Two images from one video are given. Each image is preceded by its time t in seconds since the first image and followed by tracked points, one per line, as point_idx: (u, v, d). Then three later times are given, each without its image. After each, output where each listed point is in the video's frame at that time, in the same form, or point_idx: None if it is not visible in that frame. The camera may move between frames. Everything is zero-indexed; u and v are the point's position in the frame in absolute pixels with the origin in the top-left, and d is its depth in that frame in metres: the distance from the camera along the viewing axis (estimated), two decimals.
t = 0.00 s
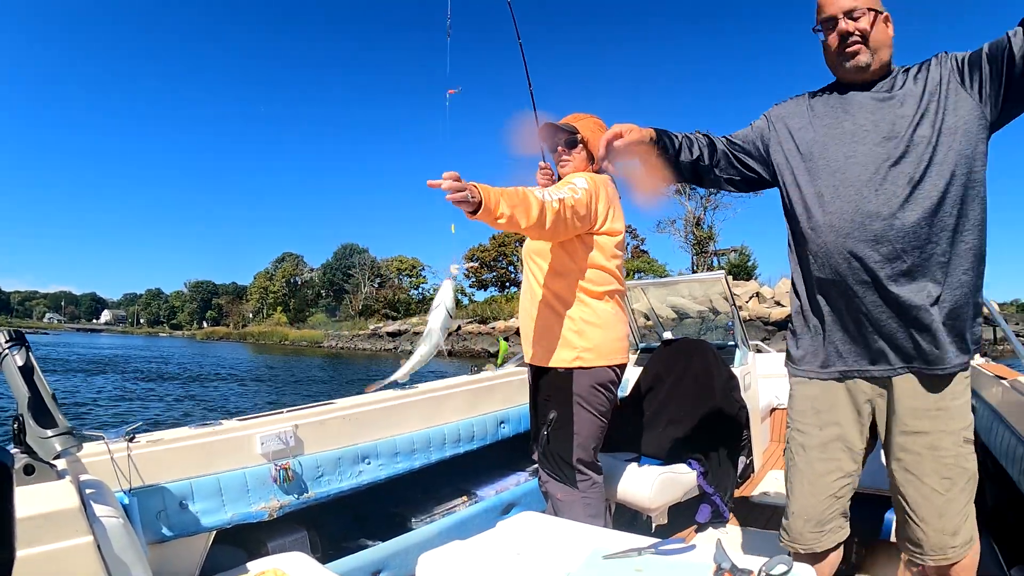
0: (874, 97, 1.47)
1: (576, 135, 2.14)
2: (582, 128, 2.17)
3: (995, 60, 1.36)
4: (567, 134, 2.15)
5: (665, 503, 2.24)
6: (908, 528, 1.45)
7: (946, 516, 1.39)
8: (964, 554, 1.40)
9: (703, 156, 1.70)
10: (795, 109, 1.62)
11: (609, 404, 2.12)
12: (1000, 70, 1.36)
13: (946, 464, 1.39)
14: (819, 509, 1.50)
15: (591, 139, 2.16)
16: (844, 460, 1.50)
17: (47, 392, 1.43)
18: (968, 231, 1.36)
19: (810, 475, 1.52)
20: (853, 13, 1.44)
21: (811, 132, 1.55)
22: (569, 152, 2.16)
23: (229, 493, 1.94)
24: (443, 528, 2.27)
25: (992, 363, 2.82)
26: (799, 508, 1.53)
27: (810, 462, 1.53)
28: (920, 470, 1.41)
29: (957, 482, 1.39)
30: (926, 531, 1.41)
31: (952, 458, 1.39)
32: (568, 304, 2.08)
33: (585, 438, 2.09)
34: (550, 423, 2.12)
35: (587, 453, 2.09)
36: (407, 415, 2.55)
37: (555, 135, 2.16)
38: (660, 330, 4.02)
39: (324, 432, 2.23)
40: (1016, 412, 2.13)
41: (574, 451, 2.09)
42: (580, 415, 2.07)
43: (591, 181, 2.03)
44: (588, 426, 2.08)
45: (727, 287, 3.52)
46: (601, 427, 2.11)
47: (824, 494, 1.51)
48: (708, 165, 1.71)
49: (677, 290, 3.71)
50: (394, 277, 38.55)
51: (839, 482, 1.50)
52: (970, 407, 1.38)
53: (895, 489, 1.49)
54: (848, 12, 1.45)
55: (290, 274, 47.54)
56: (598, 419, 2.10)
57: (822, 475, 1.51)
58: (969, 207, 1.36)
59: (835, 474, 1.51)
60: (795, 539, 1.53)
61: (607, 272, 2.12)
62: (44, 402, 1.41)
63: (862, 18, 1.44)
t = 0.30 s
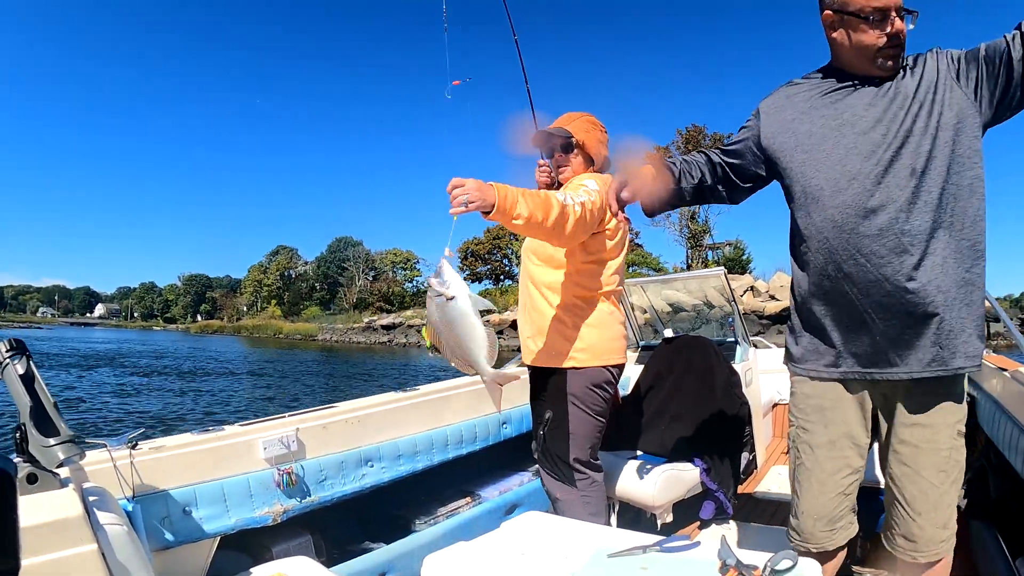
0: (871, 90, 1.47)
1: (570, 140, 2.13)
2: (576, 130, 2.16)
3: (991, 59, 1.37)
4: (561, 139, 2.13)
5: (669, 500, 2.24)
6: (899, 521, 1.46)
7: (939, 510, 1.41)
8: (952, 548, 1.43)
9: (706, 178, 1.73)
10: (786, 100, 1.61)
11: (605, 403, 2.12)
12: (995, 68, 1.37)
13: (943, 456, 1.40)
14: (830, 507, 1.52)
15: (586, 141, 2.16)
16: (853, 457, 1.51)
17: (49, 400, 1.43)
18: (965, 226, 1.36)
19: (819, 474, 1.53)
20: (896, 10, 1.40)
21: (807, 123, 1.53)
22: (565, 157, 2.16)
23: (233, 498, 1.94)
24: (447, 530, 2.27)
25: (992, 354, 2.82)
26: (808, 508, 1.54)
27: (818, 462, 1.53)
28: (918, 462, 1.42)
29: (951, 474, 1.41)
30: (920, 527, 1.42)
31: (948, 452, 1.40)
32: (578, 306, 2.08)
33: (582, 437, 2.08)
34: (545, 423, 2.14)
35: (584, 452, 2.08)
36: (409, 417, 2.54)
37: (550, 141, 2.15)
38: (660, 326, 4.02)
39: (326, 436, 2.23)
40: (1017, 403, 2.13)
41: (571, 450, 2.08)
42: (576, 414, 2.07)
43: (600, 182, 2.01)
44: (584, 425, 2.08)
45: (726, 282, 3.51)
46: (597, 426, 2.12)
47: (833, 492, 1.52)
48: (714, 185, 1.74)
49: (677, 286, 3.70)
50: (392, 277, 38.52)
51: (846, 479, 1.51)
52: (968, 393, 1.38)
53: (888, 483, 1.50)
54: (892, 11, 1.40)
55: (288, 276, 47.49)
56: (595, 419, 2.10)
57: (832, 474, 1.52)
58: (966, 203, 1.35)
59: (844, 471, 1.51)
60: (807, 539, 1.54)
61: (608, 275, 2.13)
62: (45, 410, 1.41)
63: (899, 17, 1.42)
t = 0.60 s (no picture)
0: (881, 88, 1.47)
1: (571, 141, 2.13)
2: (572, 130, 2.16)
3: (992, 56, 1.37)
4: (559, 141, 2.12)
5: (670, 499, 2.24)
6: (917, 519, 1.45)
7: (954, 506, 1.42)
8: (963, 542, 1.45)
9: (708, 176, 1.70)
10: (795, 94, 1.61)
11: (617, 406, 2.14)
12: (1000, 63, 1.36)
13: (958, 454, 1.41)
14: (842, 510, 1.52)
15: (584, 141, 2.16)
16: (863, 459, 1.53)
17: (49, 400, 1.43)
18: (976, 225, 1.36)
19: (831, 477, 1.53)
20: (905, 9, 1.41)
21: (817, 119, 1.53)
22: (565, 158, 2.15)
23: (233, 499, 1.94)
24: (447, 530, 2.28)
25: (993, 354, 2.82)
26: (820, 511, 1.53)
27: (830, 465, 1.53)
28: (936, 461, 1.42)
29: (964, 471, 1.42)
30: (939, 523, 1.43)
31: (960, 450, 1.41)
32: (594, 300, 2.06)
33: (598, 441, 2.09)
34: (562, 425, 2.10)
35: (598, 456, 2.09)
36: (409, 416, 2.54)
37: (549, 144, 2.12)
38: (660, 326, 4.01)
39: (327, 436, 2.23)
40: (1017, 403, 2.13)
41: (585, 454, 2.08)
42: (595, 418, 2.08)
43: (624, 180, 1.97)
44: (600, 429, 2.09)
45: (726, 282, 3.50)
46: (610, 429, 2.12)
47: (845, 494, 1.52)
48: (715, 183, 1.71)
49: (677, 286, 3.69)
50: (392, 277, 38.51)
51: (856, 481, 1.53)
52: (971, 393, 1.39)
53: (901, 481, 1.50)
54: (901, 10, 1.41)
55: (288, 276, 47.48)
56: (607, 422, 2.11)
57: (844, 476, 1.52)
58: (976, 201, 1.36)
59: (854, 473, 1.52)
60: (817, 541, 1.54)
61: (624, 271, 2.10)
62: (45, 411, 1.41)
63: (909, 16, 1.42)
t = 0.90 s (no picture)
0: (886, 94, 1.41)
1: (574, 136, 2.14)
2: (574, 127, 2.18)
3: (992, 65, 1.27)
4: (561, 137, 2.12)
5: (666, 502, 2.25)
6: (896, 530, 1.47)
7: (934, 520, 1.41)
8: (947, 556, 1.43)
9: (731, 183, 1.74)
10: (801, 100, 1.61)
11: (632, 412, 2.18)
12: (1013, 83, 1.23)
13: (941, 468, 1.40)
14: (824, 511, 1.53)
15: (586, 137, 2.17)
16: (847, 463, 1.53)
17: (47, 392, 1.43)
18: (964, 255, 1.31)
19: (814, 478, 1.55)
20: None
21: (814, 126, 1.54)
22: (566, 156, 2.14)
23: (230, 494, 1.94)
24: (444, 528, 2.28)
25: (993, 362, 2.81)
26: (802, 510, 1.56)
27: (814, 465, 1.55)
28: (918, 474, 1.41)
29: (949, 486, 1.40)
30: (916, 535, 1.43)
31: (945, 463, 1.40)
32: (607, 275, 2.06)
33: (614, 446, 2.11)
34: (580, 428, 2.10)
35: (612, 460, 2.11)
36: (407, 415, 2.54)
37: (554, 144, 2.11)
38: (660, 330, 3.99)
39: (325, 433, 2.23)
40: (1017, 411, 2.12)
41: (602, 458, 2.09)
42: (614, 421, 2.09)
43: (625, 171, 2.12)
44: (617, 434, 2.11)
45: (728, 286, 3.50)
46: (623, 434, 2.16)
47: (829, 496, 1.53)
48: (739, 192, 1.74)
49: (678, 289, 3.69)
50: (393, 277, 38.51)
51: (841, 484, 1.53)
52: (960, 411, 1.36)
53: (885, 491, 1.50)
54: None
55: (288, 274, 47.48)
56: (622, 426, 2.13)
57: (827, 478, 1.53)
58: (962, 219, 1.30)
59: (839, 476, 1.54)
60: (799, 540, 1.56)
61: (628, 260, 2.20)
62: (43, 403, 1.41)
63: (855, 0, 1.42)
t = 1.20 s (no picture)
0: (879, 104, 1.41)
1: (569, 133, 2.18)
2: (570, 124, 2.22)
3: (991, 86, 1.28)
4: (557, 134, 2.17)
5: (665, 504, 2.24)
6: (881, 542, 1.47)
7: (920, 534, 1.41)
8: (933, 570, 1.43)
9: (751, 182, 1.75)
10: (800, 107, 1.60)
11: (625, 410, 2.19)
12: (1005, 109, 1.25)
13: (928, 481, 1.40)
14: (802, 513, 1.53)
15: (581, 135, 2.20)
16: (830, 468, 1.53)
17: (47, 384, 1.43)
18: (947, 274, 1.32)
19: (795, 480, 1.55)
20: None
21: (807, 134, 1.55)
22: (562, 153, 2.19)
23: (228, 489, 1.94)
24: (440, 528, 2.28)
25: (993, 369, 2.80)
26: (779, 511, 1.55)
27: (795, 467, 1.55)
28: (902, 485, 1.41)
29: (936, 499, 1.40)
30: (899, 547, 1.43)
31: (932, 476, 1.40)
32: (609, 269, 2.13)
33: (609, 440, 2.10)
34: (583, 416, 2.02)
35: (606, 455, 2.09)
36: (405, 413, 2.54)
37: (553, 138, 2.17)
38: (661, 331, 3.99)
39: (322, 430, 2.23)
40: (1016, 419, 2.11)
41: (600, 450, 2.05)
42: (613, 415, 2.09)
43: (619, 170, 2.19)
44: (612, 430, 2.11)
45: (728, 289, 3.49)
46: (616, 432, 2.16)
47: (808, 499, 1.53)
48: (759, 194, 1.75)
49: (679, 291, 3.68)
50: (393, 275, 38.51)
51: (821, 488, 1.53)
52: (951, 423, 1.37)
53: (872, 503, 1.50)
54: None
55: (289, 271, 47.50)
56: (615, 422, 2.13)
57: (807, 481, 1.54)
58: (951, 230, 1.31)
59: (822, 481, 1.53)
60: (777, 543, 1.55)
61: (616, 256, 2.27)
62: (42, 395, 1.41)
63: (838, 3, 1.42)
